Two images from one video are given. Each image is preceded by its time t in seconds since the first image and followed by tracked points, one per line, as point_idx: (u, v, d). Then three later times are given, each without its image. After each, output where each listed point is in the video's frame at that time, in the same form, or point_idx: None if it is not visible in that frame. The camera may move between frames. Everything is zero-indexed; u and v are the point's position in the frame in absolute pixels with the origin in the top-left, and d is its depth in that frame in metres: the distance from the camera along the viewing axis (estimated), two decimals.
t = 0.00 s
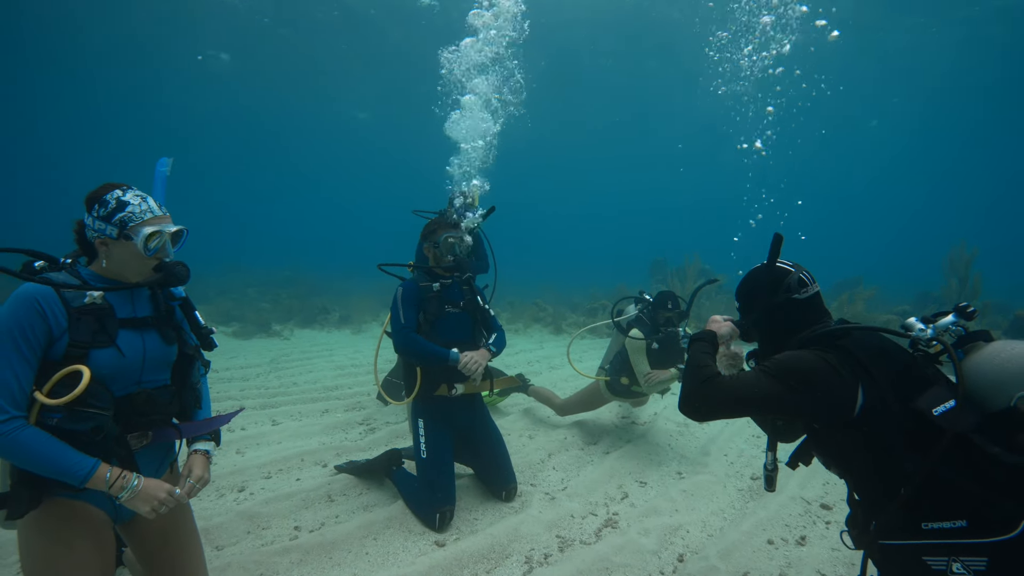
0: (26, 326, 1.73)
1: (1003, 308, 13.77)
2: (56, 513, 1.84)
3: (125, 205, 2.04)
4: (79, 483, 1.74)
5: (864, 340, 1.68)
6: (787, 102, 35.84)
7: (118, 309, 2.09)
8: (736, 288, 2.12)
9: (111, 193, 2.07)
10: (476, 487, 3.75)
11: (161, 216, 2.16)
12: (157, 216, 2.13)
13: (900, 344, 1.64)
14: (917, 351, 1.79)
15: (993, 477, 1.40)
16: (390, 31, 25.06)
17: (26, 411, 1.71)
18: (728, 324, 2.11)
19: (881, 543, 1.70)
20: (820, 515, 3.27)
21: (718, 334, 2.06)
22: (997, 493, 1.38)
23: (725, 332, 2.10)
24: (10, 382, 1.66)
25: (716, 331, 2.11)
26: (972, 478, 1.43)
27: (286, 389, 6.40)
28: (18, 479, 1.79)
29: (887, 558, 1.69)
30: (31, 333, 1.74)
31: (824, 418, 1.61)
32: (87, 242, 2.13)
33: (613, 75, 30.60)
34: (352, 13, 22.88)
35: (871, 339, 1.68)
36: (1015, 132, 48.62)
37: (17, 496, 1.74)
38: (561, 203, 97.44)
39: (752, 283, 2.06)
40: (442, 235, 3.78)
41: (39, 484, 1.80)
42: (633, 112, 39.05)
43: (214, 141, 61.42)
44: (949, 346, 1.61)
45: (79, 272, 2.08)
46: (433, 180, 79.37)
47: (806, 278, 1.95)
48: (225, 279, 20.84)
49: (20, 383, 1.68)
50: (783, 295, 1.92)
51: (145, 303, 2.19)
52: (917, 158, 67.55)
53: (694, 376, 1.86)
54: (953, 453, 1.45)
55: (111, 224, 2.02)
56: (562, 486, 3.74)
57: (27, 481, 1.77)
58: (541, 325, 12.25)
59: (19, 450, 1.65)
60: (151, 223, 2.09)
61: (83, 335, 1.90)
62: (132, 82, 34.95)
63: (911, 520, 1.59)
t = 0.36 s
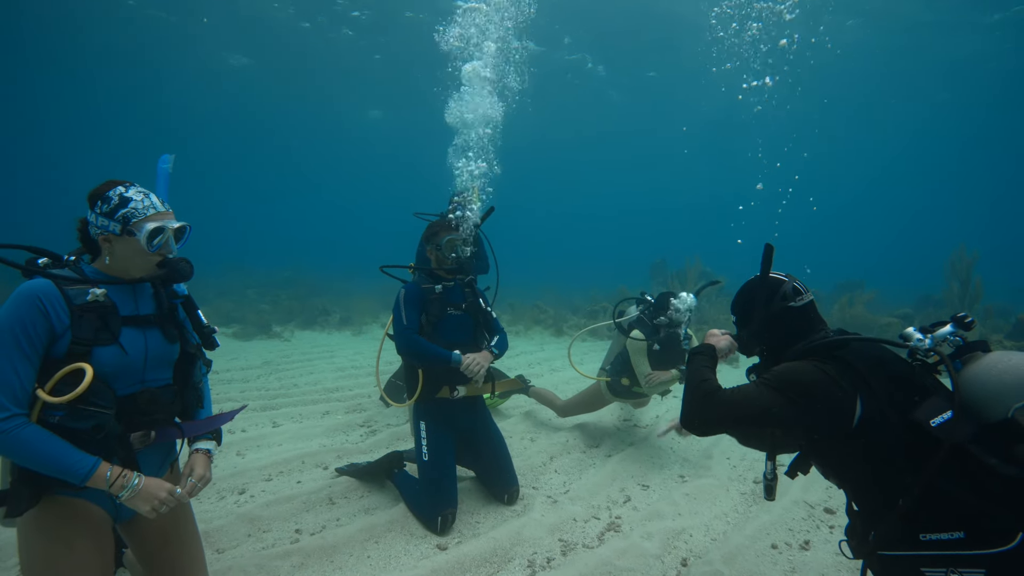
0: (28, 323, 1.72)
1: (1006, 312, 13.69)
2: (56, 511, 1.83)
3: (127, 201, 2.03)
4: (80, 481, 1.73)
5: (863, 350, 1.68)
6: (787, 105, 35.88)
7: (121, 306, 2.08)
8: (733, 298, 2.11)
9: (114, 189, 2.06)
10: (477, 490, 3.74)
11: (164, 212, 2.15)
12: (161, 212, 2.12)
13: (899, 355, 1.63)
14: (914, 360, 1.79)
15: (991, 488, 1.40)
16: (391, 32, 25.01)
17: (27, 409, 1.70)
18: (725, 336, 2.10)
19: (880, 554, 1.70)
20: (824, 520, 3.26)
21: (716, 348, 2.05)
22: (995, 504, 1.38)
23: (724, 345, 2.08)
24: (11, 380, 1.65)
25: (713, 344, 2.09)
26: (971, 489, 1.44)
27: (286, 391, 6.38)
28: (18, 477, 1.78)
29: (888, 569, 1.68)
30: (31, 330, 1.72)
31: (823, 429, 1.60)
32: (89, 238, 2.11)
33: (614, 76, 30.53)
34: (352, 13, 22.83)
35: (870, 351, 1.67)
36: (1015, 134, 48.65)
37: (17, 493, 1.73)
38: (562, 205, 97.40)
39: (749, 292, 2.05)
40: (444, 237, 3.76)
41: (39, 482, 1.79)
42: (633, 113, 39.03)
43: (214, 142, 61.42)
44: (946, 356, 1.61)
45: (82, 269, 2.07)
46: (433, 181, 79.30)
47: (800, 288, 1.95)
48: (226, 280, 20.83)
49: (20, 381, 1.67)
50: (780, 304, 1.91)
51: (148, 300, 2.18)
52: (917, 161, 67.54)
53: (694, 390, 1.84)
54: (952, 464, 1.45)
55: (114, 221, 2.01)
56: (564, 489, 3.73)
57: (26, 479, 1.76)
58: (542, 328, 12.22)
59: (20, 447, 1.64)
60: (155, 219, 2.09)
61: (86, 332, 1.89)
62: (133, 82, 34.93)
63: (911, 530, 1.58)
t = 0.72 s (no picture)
0: (29, 320, 1.69)
1: (1006, 315, 13.66)
2: (57, 508, 1.82)
3: (134, 197, 2.02)
4: (79, 478, 1.70)
5: (861, 361, 1.67)
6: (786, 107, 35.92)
7: (123, 303, 2.07)
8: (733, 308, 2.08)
9: (120, 184, 2.05)
10: (478, 492, 3.73)
11: (170, 209, 2.14)
12: (167, 208, 2.11)
13: (897, 364, 1.62)
14: (912, 370, 1.78)
15: (989, 500, 1.39)
16: (389, 32, 24.98)
17: (27, 405, 1.68)
18: (725, 347, 2.08)
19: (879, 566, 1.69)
20: (826, 523, 3.25)
21: (716, 358, 2.02)
22: (993, 516, 1.37)
23: (722, 354, 2.06)
24: (12, 376, 1.63)
25: (713, 354, 2.07)
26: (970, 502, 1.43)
27: (286, 392, 6.36)
28: (18, 473, 1.76)
29: None
30: (32, 326, 1.70)
31: (821, 440, 1.59)
32: (94, 234, 2.10)
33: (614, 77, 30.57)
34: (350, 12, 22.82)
35: (869, 361, 1.66)
36: (1013, 136, 48.72)
37: (17, 489, 1.72)
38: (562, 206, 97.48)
39: (748, 303, 2.03)
40: (446, 238, 3.77)
41: (40, 478, 1.77)
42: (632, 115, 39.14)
43: (215, 142, 61.54)
44: (943, 368, 1.60)
45: (85, 265, 2.06)
46: (433, 181, 79.33)
47: (801, 298, 1.94)
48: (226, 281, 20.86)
49: (20, 378, 1.65)
50: (779, 314, 1.90)
51: (150, 296, 2.17)
52: (917, 163, 67.64)
53: (693, 402, 1.83)
54: (952, 476, 1.44)
55: (120, 215, 2.00)
56: (565, 492, 3.72)
57: (25, 476, 1.74)
58: (541, 329, 12.22)
59: (19, 443, 1.62)
60: (161, 215, 2.07)
61: (88, 328, 1.87)
62: (133, 83, 35.01)
63: (909, 543, 1.57)
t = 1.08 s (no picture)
0: (30, 315, 1.66)
1: (1004, 317, 13.67)
2: (57, 503, 1.80)
3: (162, 198, 2.04)
4: (79, 475, 1.68)
5: (855, 373, 1.66)
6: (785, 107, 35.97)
7: (124, 298, 2.03)
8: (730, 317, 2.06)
9: (149, 183, 2.07)
10: (477, 493, 3.72)
11: (192, 213, 2.15)
12: (189, 212, 2.12)
13: (889, 376, 1.62)
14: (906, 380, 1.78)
15: (984, 511, 1.38)
16: (389, 33, 24.98)
17: (27, 400, 1.66)
18: (721, 354, 2.06)
19: None
20: (826, 526, 3.25)
21: (711, 368, 2.00)
22: (989, 527, 1.36)
23: (719, 364, 2.03)
24: (12, 371, 1.60)
25: (709, 363, 2.05)
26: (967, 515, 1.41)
27: (284, 393, 6.35)
28: (15, 469, 1.73)
29: None
30: (31, 321, 1.66)
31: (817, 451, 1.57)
32: (103, 229, 2.06)
33: (615, 78, 30.59)
34: (351, 13, 22.78)
35: (863, 373, 1.65)
36: (1012, 138, 48.78)
37: (15, 485, 1.69)
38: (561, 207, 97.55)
39: (745, 313, 2.01)
40: (450, 239, 3.75)
41: (38, 474, 1.75)
42: (632, 116, 39.19)
43: (214, 142, 61.55)
44: (937, 379, 1.59)
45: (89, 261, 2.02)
46: (433, 182, 79.33)
47: (799, 309, 1.92)
48: (226, 281, 20.86)
49: (20, 373, 1.62)
50: (776, 324, 1.89)
51: (151, 293, 2.13)
52: (916, 164, 67.76)
53: (688, 412, 1.81)
54: (945, 489, 1.43)
55: (144, 213, 2.00)
56: (565, 494, 3.71)
57: (24, 472, 1.71)
58: (541, 330, 12.23)
59: (17, 438, 1.59)
60: (184, 218, 2.09)
61: (90, 324, 1.83)
62: (133, 82, 34.99)
63: (905, 555, 1.56)
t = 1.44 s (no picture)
0: (37, 308, 1.65)
1: (1003, 318, 13.67)
2: (59, 499, 1.78)
3: (172, 192, 2.03)
4: (82, 471, 1.65)
5: (850, 384, 1.65)
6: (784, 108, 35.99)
7: (130, 294, 2.01)
8: (725, 329, 2.05)
9: (158, 177, 2.06)
10: (476, 495, 3.71)
11: (201, 208, 2.13)
12: (198, 207, 2.10)
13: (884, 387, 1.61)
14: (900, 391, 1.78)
15: (980, 521, 1.38)
16: (389, 33, 24.94)
17: (32, 395, 1.65)
18: (716, 364, 2.06)
19: None
20: (825, 528, 3.24)
21: (709, 378, 2.00)
22: (983, 537, 1.36)
23: (715, 373, 2.03)
24: (16, 363, 1.58)
25: (706, 373, 2.04)
26: (962, 526, 1.41)
27: (283, 393, 6.34)
28: (18, 463, 1.71)
29: None
30: (37, 314, 1.64)
31: (814, 463, 1.56)
32: (113, 223, 2.05)
33: (617, 78, 30.50)
34: (350, 11, 22.62)
35: (858, 384, 1.64)
36: (1011, 140, 48.82)
37: (16, 481, 1.67)
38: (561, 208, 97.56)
39: (740, 324, 2.01)
40: (451, 241, 3.76)
41: (41, 469, 1.73)
42: (632, 117, 39.20)
43: (213, 142, 61.54)
44: (930, 389, 1.59)
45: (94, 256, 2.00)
46: (433, 182, 79.38)
47: (795, 321, 1.90)
48: (225, 281, 20.88)
49: (26, 364, 1.61)
50: (772, 336, 1.88)
51: (156, 290, 2.11)
52: (916, 165, 67.78)
53: (684, 424, 1.79)
54: (938, 499, 1.43)
55: (154, 207, 1.99)
56: (565, 495, 3.71)
57: (26, 466, 1.69)
58: (540, 331, 12.24)
59: (22, 433, 1.58)
60: (192, 214, 2.07)
61: (96, 319, 1.81)
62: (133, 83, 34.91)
63: (902, 568, 1.55)
